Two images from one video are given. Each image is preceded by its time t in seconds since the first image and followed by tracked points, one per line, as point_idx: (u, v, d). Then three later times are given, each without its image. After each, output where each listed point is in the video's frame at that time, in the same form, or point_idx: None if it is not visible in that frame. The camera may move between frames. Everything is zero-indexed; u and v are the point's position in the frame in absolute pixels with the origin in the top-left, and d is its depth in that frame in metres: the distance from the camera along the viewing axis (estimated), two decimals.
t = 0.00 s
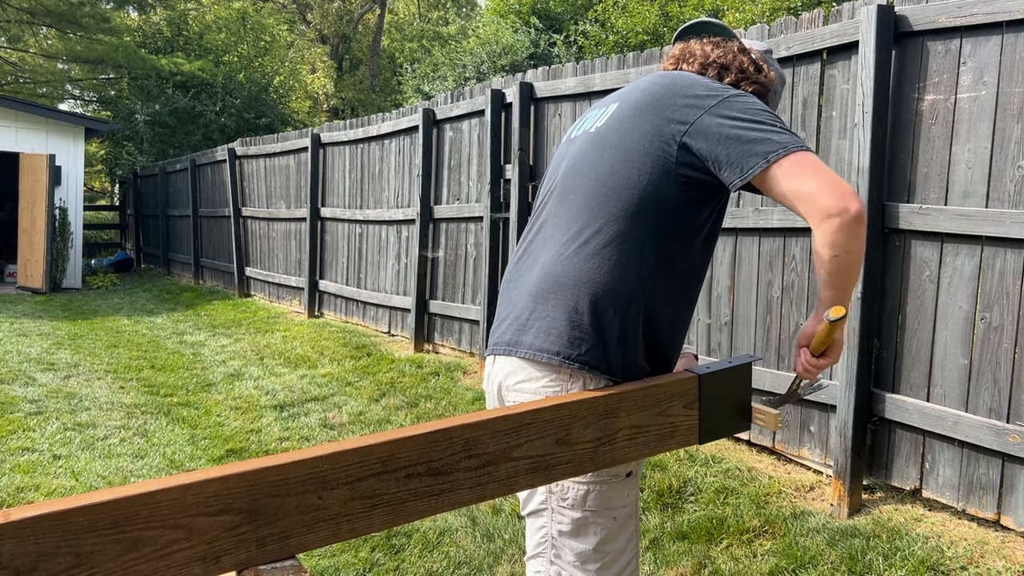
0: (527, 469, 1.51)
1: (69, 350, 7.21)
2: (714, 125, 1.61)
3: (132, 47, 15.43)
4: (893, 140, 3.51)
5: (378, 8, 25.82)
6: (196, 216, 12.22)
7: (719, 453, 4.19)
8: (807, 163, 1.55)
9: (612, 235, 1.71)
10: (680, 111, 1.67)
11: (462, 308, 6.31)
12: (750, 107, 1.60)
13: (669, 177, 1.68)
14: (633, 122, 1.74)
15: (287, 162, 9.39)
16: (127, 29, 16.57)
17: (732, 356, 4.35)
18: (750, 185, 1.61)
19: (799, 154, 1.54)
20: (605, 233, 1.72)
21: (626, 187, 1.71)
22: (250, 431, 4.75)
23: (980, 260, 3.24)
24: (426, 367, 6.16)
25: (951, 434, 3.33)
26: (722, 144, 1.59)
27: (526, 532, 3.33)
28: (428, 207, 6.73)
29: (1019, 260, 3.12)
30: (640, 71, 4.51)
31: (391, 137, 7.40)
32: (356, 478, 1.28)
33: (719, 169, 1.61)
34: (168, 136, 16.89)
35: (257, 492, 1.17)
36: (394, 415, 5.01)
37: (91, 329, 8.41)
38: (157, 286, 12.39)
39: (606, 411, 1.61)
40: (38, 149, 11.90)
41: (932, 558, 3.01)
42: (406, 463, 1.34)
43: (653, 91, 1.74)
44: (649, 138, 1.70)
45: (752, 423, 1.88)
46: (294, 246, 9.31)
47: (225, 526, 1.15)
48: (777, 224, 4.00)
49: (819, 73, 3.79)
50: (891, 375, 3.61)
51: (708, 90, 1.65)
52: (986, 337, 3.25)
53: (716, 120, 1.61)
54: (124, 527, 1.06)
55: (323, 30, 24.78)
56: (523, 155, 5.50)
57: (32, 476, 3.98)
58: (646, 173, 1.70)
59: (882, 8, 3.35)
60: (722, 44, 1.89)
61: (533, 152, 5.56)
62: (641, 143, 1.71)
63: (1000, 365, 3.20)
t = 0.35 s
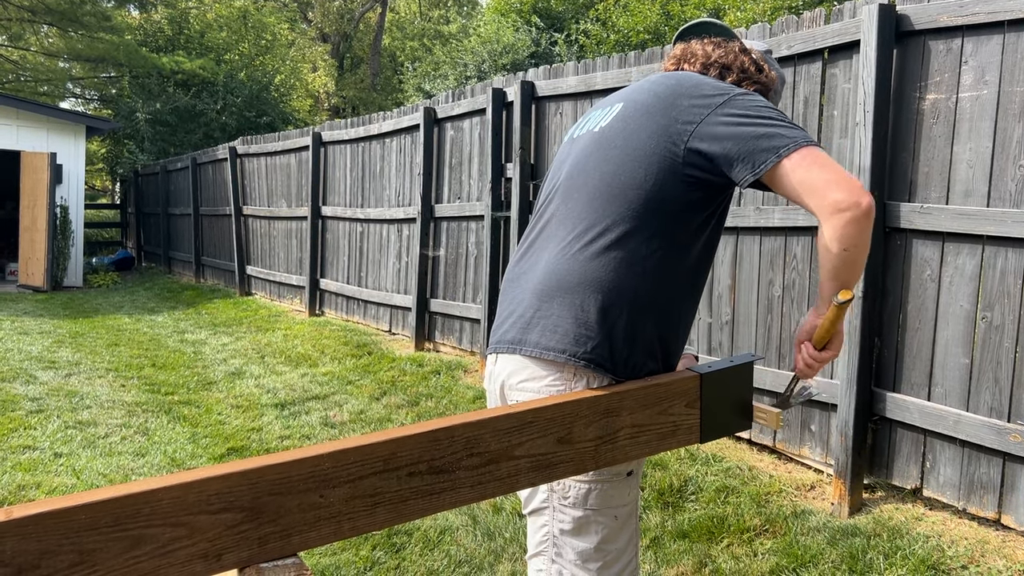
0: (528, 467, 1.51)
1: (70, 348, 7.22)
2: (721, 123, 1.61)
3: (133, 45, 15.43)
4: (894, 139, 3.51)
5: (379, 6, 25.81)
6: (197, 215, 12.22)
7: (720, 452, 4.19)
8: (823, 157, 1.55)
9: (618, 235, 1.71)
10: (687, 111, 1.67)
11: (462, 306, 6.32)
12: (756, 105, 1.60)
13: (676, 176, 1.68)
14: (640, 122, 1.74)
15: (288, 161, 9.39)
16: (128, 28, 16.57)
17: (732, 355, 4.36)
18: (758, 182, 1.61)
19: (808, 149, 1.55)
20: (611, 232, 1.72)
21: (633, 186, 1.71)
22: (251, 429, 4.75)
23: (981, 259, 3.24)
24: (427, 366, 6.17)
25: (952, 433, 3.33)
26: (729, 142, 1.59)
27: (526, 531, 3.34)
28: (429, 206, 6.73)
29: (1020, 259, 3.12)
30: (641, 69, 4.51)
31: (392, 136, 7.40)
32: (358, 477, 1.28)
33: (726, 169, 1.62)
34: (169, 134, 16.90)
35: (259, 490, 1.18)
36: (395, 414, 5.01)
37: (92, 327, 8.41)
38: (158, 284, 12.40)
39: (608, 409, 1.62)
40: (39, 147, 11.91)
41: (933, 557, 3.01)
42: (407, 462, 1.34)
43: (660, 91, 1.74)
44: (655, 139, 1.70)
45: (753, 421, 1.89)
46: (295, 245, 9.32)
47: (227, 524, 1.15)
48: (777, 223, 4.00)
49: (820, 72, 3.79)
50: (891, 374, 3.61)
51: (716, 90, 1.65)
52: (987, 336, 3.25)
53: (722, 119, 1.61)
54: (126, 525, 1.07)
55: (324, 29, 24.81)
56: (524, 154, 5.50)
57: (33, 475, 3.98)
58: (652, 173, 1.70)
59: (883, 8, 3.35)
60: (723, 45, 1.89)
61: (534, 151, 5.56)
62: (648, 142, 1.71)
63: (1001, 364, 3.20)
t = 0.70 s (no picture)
0: (529, 468, 1.51)
1: (71, 347, 7.22)
2: (724, 125, 1.61)
3: (134, 45, 15.43)
4: (896, 139, 3.50)
5: (380, 6, 25.80)
6: (197, 214, 12.23)
7: (721, 452, 4.19)
8: (830, 157, 1.55)
9: (620, 235, 1.71)
10: (690, 113, 1.67)
11: (463, 307, 6.32)
12: (760, 107, 1.61)
13: (678, 178, 1.69)
14: (643, 123, 1.74)
15: (289, 161, 9.39)
16: (129, 27, 16.57)
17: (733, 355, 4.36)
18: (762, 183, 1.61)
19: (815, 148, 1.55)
20: (613, 233, 1.72)
21: (636, 187, 1.71)
22: (252, 429, 4.76)
23: (982, 260, 3.24)
24: (427, 366, 6.17)
25: (952, 433, 3.33)
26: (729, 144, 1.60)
27: (526, 530, 3.34)
28: (430, 206, 6.73)
29: (1021, 259, 3.11)
30: (642, 69, 4.51)
31: (394, 135, 7.39)
32: (358, 477, 1.28)
33: (728, 170, 1.62)
34: (170, 134, 16.92)
35: (260, 490, 1.18)
36: (396, 413, 5.02)
37: (93, 326, 8.42)
38: (159, 284, 12.40)
39: (608, 410, 1.62)
40: (40, 146, 11.91)
41: (934, 557, 3.01)
42: (408, 462, 1.34)
43: (664, 92, 1.74)
44: (657, 140, 1.70)
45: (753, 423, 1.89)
46: (296, 245, 9.32)
47: (228, 523, 1.16)
48: (778, 223, 4.00)
49: (822, 73, 3.79)
50: (892, 374, 3.60)
51: (718, 92, 1.65)
52: (988, 336, 3.25)
53: (725, 120, 1.62)
54: (128, 525, 1.07)
55: (325, 28, 24.84)
56: (525, 154, 5.50)
57: (34, 474, 3.99)
58: (655, 174, 1.70)
59: (885, 8, 3.35)
60: (725, 47, 1.89)
61: (535, 151, 5.56)
62: (651, 143, 1.71)
63: (1002, 364, 3.20)
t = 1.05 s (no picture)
0: (530, 468, 1.51)
1: (72, 348, 7.23)
2: (729, 126, 1.62)
3: (136, 46, 15.43)
4: (896, 140, 3.51)
5: (382, 7, 25.80)
6: (198, 215, 12.24)
7: (722, 453, 4.19)
8: (831, 157, 1.55)
9: (624, 236, 1.71)
10: (694, 115, 1.67)
11: (464, 307, 6.32)
12: (763, 109, 1.61)
13: (682, 179, 1.69)
14: (647, 125, 1.74)
15: (290, 161, 9.40)
16: (130, 28, 16.59)
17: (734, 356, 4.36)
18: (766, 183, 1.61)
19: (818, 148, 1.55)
20: (617, 234, 1.72)
21: (639, 189, 1.71)
22: (253, 429, 4.76)
23: (982, 261, 3.24)
24: (428, 366, 6.17)
25: (953, 434, 3.33)
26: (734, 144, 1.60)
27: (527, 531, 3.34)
28: (431, 206, 6.73)
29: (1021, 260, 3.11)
30: (643, 70, 4.51)
31: (395, 136, 7.40)
32: (360, 478, 1.28)
33: (732, 173, 1.63)
34: (171, 134, 16.94)
35: (261, 492, 1.18)
36: (397, 414, 5.02)
37: (94, 327, 8.43)
38: (160, 284, 12.41)
39: (611, 411, 1.62)
40: (41, 146, 11.93)
41: (934, 559, 3.01)
42: (410, 463, 1.34)
43: (667, 94, 1.74)
44: (662, 141, 1.70)
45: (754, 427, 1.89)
46: (296, 245, 9.33)
47: (229, 525, 1.16)
48: (779, 223, 4.00)
49: (823, 73, 3.79)
50: (893, 375, 3.61)
51: (722, 94, 1.66)
52: (989, 337, 3.24)
53: (730, 121, 1.62)
54: (128, 526, 1.07)
55: (326, 29, 24.86)
56: (526, 154, 5.50)
57: (35, 474, 3.99)
58: (659, 175, 1.70)
59: (886, 9, 3.34)
60: (726, 49, 1.89)
61: (536, 151, 5.56)
62: (655, 144, 1.71)
63: (1003, 365, 3.20)
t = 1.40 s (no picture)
0: (530, 471, 1.51)
1: (74, 349, 7.24)
2: (733, 130, 1.62)
3: (137, 47, 15.43)
4: (897, 142, 3.51)
5: (382, 8, 25.82)
6: (200, 216, 12.26)
7: (722, 454, 4.19)
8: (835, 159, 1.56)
9: (626, 237, 1.71)
10: (698, 117, 1.68)
11: (465, 308, 6.32)
12: (766, 112, 1.61)
13: (684, 181, 1.69)
14: (649, 127, 1.74)
15: (291, 162, 9.41)
16: (132, 29, 16.62)
17: (735, 357, 4.36)
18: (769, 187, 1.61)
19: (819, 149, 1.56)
20: (619, 235, 1.72)
21: (642, 190, 1.72)
22: (254, 430, 4.76)
23: (983, 262, 3.24)
24: (429, 367, 6.18)
25: (954, 435, 3.33)
26: (741, 144, 1.60)
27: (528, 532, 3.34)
28: (431, 207, 6.73)
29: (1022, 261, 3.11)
30: (643, 71, 4.51)
31: (395, 137, 7.41)
32: (360, 480, 1.28)
33: (734, 176, 1.63)
34: (172, 135, 16.96)
35: (261, 493, 1.18)
36: (398, 415, 5.02)
37: (95, 328, 8.44)
38: (161, 285, 12.42)
39: (612, 413, 1.62)
40: (42, 147, 11.94)
41: (935, 560, 3.01)
42: (410, 465, 1.34)
43: (670, 96, 1.75)
44: (665, 143, 1.71)
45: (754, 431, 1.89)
46: (297, 246, 9.34)
47: (229, 526, 1.16)
48: (780, 225, 4.00)
49: (823, 74, 3.79)
50: (894, 377, 3.60)
51: (726, 97, 1.66)
52: (990, 338, 3.24)
53: (735, 124, 1.62)
54: (128, 527, 1.07)
55: (327, 30, 24.87)
56: (527, 156, 5.51)
57: (36, 475, 3.99)
58: (661, 177, 1.70)
59: (886, 10, 3.34)
60: (731, 52, 1.89)
61: (537, 153, 5.56)
62: (657, 146, 1.71)
63: (1004, 367, 3.20)
